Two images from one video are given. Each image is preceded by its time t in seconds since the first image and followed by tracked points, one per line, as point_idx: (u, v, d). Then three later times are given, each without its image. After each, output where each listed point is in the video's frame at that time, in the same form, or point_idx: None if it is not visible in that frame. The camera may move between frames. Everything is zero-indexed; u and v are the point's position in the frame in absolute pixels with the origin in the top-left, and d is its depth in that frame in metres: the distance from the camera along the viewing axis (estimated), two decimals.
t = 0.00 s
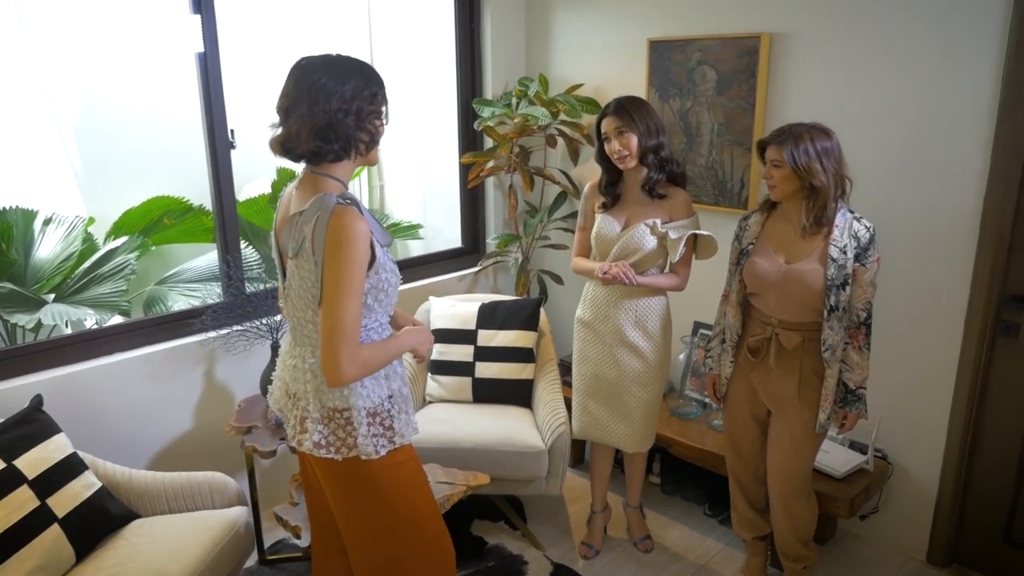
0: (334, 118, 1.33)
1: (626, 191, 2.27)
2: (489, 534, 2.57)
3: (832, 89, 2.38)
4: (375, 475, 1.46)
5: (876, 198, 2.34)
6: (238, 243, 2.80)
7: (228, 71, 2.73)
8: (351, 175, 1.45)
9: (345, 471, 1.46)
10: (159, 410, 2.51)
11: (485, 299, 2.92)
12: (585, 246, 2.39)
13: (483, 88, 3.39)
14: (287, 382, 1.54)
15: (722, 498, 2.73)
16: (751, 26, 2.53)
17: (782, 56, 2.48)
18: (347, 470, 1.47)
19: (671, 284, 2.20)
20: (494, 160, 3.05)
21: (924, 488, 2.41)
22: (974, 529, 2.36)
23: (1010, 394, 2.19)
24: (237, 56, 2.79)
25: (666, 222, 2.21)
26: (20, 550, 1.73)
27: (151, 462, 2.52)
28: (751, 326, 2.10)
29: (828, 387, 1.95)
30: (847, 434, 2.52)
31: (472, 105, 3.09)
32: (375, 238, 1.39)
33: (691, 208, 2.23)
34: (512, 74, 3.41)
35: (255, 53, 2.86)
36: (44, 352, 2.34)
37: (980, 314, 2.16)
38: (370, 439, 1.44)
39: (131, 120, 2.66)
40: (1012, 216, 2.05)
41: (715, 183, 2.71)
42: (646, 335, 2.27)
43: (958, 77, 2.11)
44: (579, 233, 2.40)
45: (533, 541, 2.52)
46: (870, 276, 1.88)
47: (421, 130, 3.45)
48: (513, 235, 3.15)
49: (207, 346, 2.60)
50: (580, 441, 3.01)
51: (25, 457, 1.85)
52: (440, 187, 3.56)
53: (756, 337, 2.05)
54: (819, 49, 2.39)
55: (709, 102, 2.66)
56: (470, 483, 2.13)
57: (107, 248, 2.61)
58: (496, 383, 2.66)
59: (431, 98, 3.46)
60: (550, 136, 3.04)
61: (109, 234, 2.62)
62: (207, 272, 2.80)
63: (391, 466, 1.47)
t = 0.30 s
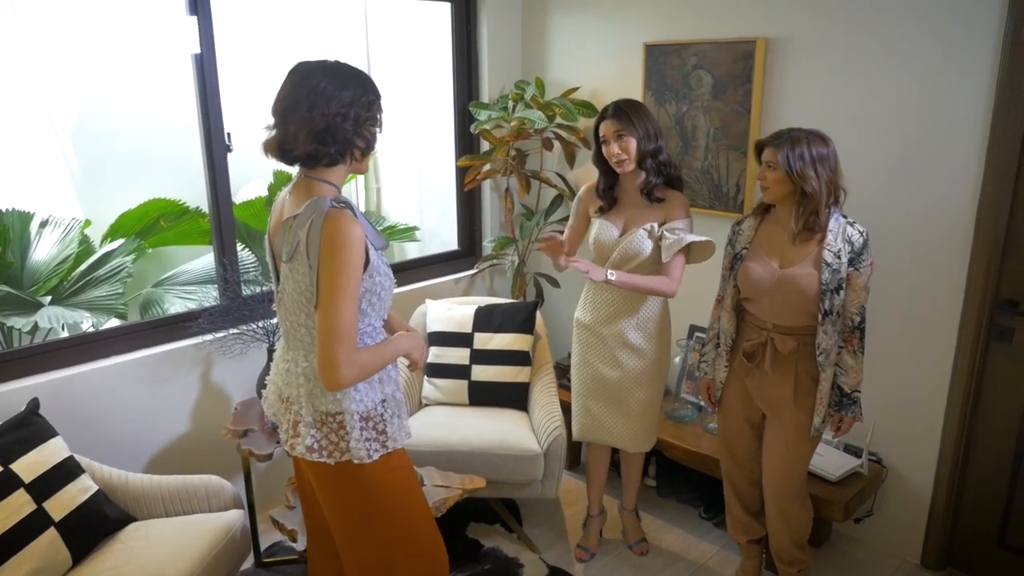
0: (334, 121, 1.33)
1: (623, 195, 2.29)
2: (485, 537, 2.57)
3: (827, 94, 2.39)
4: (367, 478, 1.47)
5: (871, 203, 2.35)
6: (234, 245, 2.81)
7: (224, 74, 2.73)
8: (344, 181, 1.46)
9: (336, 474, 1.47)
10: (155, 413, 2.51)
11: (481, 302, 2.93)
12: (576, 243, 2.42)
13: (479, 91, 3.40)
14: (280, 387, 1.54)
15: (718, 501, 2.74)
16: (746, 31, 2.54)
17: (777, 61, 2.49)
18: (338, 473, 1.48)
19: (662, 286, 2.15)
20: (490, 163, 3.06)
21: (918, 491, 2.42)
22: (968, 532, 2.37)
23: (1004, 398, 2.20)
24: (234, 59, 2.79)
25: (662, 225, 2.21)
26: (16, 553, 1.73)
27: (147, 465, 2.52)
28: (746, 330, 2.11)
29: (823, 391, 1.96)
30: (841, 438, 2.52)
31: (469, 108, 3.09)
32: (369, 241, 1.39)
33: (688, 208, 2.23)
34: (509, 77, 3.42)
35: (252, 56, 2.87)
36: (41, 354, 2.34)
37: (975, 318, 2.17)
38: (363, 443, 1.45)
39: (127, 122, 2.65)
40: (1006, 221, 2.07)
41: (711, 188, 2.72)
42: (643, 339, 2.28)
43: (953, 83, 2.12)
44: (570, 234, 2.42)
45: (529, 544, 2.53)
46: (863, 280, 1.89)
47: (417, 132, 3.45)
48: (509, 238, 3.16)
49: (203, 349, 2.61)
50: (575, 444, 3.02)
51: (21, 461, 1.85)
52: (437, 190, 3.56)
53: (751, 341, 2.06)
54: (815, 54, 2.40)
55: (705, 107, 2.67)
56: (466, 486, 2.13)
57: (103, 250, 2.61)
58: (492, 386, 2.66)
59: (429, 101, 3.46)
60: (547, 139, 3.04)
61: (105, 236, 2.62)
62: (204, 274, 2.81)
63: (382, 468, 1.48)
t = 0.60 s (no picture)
0: (353, 119, 1.34)
1: (623, 204, 2.28)
2: (485, 539, 2.57)
3: (829, 96, 2.39)
4: (354, 481, 1.47)
5: (872, 205, 2.35)
6: (235, 246, 2.81)
7: (225, 75, 2.73)
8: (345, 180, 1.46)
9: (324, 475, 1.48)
10: (156, 414, 2.51)
11: (482, 303, 2.92)
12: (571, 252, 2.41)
13: (481, 92, 3.39)
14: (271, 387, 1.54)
15: (718, 502, 2.74)
16: (748, 33, 2.54)
17: (779, 62, 2.49)
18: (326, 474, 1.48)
19: (638, 297, 2.14)
20: (491, 165, 3.06)
21: (918, 493, 2.42)
22: (968, 534, 2.37)
23: (1005, 400, 2.20)
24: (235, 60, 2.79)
25: (657, 230, 2.19)
26: (18, 555, 1.74)
27: (148, 466, 2.52)
28: (745, 333, 2.11)
29: (824, 392, 1.96)
30: (842, 440, 2.52)
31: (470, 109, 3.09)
32: (366, 241, 1.39)
33: (689, 215, 2.22)
34: (510, 78, 3.42)
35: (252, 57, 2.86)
36: (43, 356, 2.35)
37: (976, 320, 2.17)
38: (348, 446, 1.44)
39: (128, 124, 2.66)
40: (1007, 223, 2.06)
41: (712, 189, 2.72)
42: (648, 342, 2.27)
43: (954, 85, 2.12)
44: (564, 248, 2.42)
45: (529, 546, 2.53)
46: (864, 281, 1.90)
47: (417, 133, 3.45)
48: (509, 239, 3.15)
49: (205, 350, 2.61)
50: (576, 445, 3.02)
51: (22, 462, 1.85)
52: (438, 191, 3.57)
53: (752, 344, 2.06)
54: (817, 55, 2.39)
55: (706, 109, 2.67)
56: (467, 488, 2.12)
57: (104, 252, 2.61)
58: (493, 388, 2.66)
59: (428, 102, 3.47)
60: (548, 140, 3.04)
61: (106, 237, 2.62)
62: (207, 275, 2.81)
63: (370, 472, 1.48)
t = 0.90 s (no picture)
0: (364, 116, 1.37)
1: (627, 213, 2.28)
2: (487, 541, 2.57)
3: (831, 97, 2.38)
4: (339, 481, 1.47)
5: (876, 207, 2.34)
6: (237, 248, 2.80)
7: (227, 75, 2.73)
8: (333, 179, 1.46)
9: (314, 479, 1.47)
10: (158, 415, 2.51)
11: (484, 304, 2.92)
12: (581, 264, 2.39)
13: (483, 92, 3.39)
14: (268, 399, 1.51)
15: (720, 505, 2.74)
16: (751, 34, 2.53)
17: (781, 63, 2.48)
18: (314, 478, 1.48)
19: (648, 306, 2.15)
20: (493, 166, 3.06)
21: (921, 496, 2.41)
22: (972, 537, 2.36)
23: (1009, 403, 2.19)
24: (235, 61, 2.80)
25: (662, 238, 2.19)
26: (20, 556, 1.74)
27: (150, 467, 2.52)
28: (747, 336, 2.10)
29: (825, 394, 1.95)
30: (845, 443, 2.51)
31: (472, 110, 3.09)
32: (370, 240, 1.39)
33: (691, 221, 2.22)
34: (512, 79, 3.41)
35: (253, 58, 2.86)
36: (45, 356, 2.35)
37: (979, 323, 2.16)
38: (362, 449, 1.46)
39: (130, 124, 2.66)
40: (1011, 225, 2.05)
41: (715, 191, 2.71)
42: (653, 344, 2.28)
43: (958, 86, 2.11)
44: (575, 255, 2.41)
45: (531, 548, 2.52)
46: (865, 283, 1.88)
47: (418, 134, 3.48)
48: (512, 240, 3.15)
49: (206, 352, 2.61)
50: (578, 447, 3.01)
51: (22, 464, 1.85)
52: (440, 192, 3.57)
53: (754, 347, 2.05)
54: (820, 56, 2.39)
55: (709, 110, 2.66)
56: (468, 490, 2.12)
57: (106, 252, 2.61)
58: (495, 389, 2.66)
59: (430, 103, 3.47)
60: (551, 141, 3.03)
61: (108, 238, 2.62)
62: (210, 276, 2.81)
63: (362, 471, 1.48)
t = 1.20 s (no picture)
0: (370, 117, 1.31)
1: (642, 218, 2.26)
2: (497, 541, 2.56)
3: (848, 97, 2.35)
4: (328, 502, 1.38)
5: (893, 207, 2.31)
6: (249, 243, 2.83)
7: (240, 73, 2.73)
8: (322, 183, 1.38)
9: (315, 511, 1.38)
10: (170, 412, 2.52)
11: (495, 303, 2.91)
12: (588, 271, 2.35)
13: (495, 90, 3.37)
14: (260, 420, 1.38)
15: (733, 507, 2.71)
16: (767, 32, 2.51)
17: (797, 62, 2.46)
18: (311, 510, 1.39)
19: (665, 311, 2.12)
20: (505, 165, 3.04)
21: (938, 500, 2.38)
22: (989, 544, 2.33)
23: None
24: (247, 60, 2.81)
25: (677, 243, 2.17)
26: (29, 553, 1.71)
27: (161, 463, 2.53)
28: (761, 337, 2.08)
29: (840, 396, 1.92)
30: (860, 446, 2.48)
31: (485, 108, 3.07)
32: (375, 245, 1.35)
33: (707, 226, 2.20)
34: (525, 78, 3.39)
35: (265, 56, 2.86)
36: (59, 353, 2.36)
37: (1001, 327, 2.11)
38: (373, 468, 1.40)
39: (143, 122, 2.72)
40: None
41: (729, 191, 2.68)
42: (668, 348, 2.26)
43: (978, 85, 2.08)
44: (586, 258, 2.39)
45: (542, 548, 2.51)
46: (881, 284, 1.85)
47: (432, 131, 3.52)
48: (524, 239, 3.13)
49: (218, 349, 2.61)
50: (589, 447, 2.99)
51: (34, 460, 1.84)
52: (452, 190, 3.58)
53: (768, 348, 2.03)
54: (837, 55, 2.36)
55: (724, 108, 2.64)
56: (479, 490, 2.10)
57: (119, 249, 2.60)
58: (506, 388, 2.64)
59: (440, 102, 3.49)
60: (563, 140, 3.01)
61: (122, 234, 2.63)
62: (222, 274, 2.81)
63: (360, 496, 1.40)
